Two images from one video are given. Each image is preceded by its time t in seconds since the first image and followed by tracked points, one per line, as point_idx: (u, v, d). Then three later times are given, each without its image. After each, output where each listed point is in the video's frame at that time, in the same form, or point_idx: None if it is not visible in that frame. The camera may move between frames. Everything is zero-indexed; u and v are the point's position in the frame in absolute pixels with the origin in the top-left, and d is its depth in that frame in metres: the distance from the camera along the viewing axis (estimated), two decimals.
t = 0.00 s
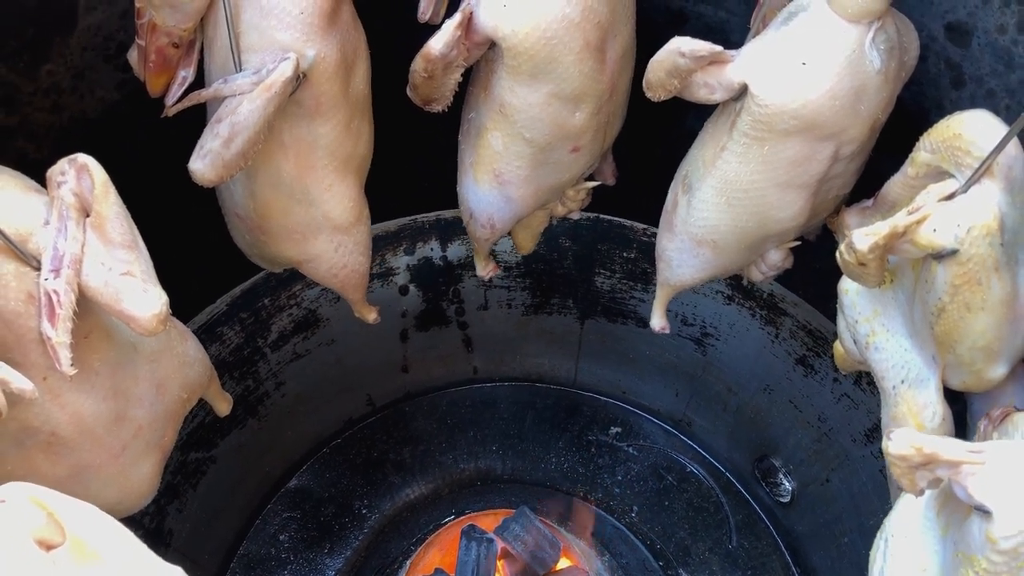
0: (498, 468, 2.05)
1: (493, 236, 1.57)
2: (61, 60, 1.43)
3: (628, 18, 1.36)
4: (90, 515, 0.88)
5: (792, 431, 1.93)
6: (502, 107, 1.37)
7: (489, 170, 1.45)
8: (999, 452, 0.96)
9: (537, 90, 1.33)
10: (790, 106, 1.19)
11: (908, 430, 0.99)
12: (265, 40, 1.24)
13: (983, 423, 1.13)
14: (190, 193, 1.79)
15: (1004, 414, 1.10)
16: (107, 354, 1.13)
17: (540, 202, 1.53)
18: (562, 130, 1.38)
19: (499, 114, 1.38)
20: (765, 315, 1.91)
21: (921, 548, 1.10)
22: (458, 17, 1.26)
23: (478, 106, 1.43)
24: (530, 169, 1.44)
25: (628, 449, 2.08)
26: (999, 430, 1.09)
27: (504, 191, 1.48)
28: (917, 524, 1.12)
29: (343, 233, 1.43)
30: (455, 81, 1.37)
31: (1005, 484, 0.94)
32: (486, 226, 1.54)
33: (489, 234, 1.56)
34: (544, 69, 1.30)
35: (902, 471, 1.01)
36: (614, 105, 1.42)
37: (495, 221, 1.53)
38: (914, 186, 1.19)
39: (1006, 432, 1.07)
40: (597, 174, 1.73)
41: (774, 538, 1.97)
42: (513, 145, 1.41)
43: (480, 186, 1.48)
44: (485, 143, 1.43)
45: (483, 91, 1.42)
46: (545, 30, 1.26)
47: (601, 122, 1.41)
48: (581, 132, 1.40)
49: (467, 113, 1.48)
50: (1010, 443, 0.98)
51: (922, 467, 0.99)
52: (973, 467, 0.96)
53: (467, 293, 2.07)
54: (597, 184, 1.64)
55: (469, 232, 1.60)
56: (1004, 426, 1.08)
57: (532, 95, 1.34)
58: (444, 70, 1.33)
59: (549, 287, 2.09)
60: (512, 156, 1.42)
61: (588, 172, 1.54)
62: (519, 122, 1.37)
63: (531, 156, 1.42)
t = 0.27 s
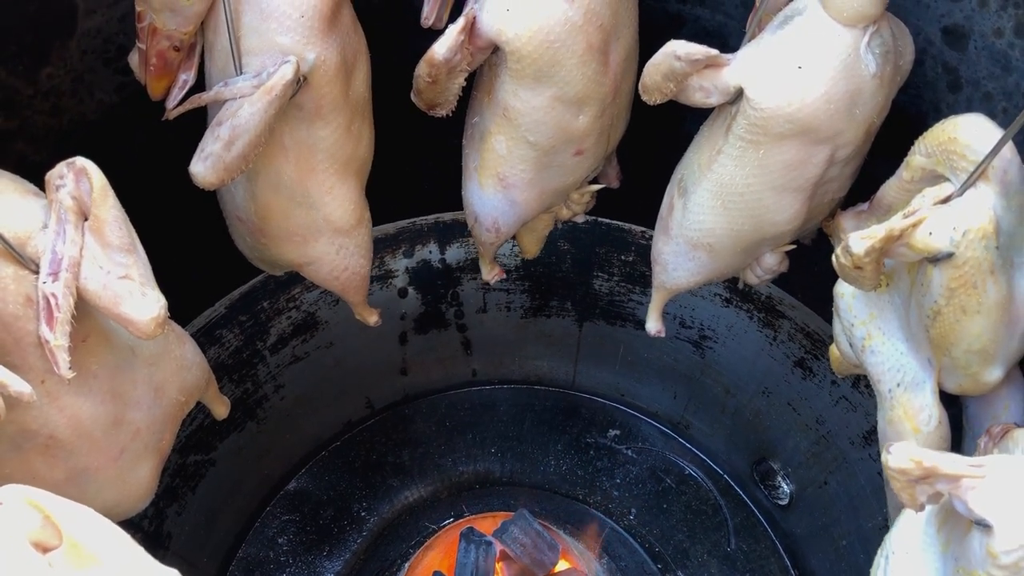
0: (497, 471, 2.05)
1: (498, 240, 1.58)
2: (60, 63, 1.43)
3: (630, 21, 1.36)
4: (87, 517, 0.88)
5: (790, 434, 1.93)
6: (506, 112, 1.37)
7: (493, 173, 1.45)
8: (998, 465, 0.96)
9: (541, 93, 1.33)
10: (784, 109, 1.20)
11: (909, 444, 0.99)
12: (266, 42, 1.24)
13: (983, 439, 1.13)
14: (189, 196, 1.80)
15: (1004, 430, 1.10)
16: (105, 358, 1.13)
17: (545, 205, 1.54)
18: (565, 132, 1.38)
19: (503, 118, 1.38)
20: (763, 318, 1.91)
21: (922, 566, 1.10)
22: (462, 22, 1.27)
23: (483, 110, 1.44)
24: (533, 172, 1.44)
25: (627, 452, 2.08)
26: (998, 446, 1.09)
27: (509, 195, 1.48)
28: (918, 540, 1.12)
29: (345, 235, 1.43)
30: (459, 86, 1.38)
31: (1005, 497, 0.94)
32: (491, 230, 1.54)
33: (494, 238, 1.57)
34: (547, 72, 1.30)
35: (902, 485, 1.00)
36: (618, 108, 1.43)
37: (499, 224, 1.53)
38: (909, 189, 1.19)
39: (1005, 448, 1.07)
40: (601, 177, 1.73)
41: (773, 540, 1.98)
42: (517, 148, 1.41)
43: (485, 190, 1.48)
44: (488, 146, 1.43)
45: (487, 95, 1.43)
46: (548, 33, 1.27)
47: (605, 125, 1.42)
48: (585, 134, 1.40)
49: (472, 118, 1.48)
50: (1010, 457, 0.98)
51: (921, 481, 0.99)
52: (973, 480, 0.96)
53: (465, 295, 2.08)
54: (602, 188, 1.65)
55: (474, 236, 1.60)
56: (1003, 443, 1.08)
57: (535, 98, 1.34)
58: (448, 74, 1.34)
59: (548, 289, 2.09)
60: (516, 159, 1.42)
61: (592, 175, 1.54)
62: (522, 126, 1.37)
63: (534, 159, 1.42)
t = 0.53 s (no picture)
0: (496, 473, 2.05)
1: (495, 243, 1.58)
2: (59, 66, 1.43)
3: (626, 24, 1.36)
4: (84, 523, 0.88)
5: (789, 437, 1.93)
6: (502, 114, 1.38)
7: (490, 175, 1.46)
8: (1003, 475, 0.96)
9: (537, 96, 1.34)
10: (782, 113, 1.20)
11: (912, 453, 0.99)
12: (269, 46, 1.24)
13: (991, 449, 1.11)
14: (189, 199, 1.80)
15: (1011, 439, 1.09)
16: (102, 360, 1.13)
17: (542, 208, 1.54)
18: (562, 135, 1.39)
19: (500, 121, 1.39)
20: (761, 321, 1.92)
21: None
22: (460, 24, 1.27)
23: (479, 113, 1.45)
24: (530, 175, 1.45)
25: (626, 455, 2.08)
26: (1006, 457, 1.07)
27: (506, 198, 1.48)
28: (924, 552, 1.11)
29: (350, 237, 1.43)
30: (457, 88, 1.38)
31: (1011, 506, 0.94)
32: (488, 232, 1.54)
33: (491, 240, 1.57)
34: (544, 75, 1.31)
35: (906, 494, 1.00)
36: (614, 112, 1.43)
37: (496, 227, 1.53)
38: (905, 193, 1.19)
39: (1012, 457, 1.06)
40: (597, 180, 1.73)
41: (771, 543, 1.97)
42: (514, 151, 1.41)
43: (482, 192, 1.48)
44: (486, 149, 1.44)
45: (484, 99, 1.43)
46: (546, 36, 1.27)
47: (600, 128, 1.42)
48: (580, 138, 1.40)
49: (467, 121, 1.49)
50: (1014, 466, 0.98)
51: (926, 490, 0.99)
52: (979, 489, 0.96)
53: (465, 299, 2.08)
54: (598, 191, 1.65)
55: (470, 239, 1.60)
56: (1010, 453, 1.07)
57: (532, 101, 1.34)
58: (446, 76, 1.34)
59: (547, 292, 2.09)
60: (513, 162, 1.43)
61: (588, 177, 1.54)
62: (519, 129, 1.37)
63: (531, 161, 1.42)
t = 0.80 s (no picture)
0: (495, 478, 2.06)
1: (485, 246, 1.58)
2: (60, 71, 1.44)
3: (618, 30, 1.37)
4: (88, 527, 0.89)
5: (788, 441, 1.94)
6: (494, 118, 1.38)
7: (482, 179, 1.46)
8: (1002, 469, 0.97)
9: (529, 100, 1.34)
10: (781, 117, 1.21)
11: (910, 448, 0.99)
12: (270, 50, 1.25)
13: (989, 444, 1.12)
14: (189, 203, 1.80)
15: (1010, 434, 1.09)
16: (104, 363, 1.14)
17: (533, 212, 1.54)
18: (554, 140, 1.39)
19: (491, 124, 1.39)
20: (761, 325, 1.92)
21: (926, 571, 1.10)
22: (452, 28, 1.28)
23: (472, 117, 1.45)
24: (522, 179, 1.45)
25: (625, 459, 2.08)
26: (1004, 451, 1.08)
27: (497, 201, 1.49)
28: (924, 545, 1.12)
29: (351, 242, 1.44)
30: (450, 91, 1.39)
31: (1009, 500, 0.95)
32: (479, 235, 1.55)
33: (482, 244, 1.57)
34: (536, 80, 1.31)
35: (904, 489, 1.00)
36: (604, 117, 1.43)
37: (487, 230, 1.54)
38: (904, 197, 1.20)
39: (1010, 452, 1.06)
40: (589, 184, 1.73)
41: (770, 547, 1.97)
42: (505, 154, 1.42)
43: (473, 196, 1.49)
44: (477, 152, 1.44)
45: (476, 103, 1.44)
46: (538, 42, 1.28)
47: (592, 132, 1.42)
48: (573, 142, 1.41)
49: (460, 123, 1.49)
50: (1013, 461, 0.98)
51: (924, 485, 0.99)
52: (977, 484, 0.96)
53: (464, 303, 2.08)
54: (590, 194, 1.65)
55: (462, 242, 1.61)
56: (1009, 447, 1.07)
57: (524, 105, 1.35)
58: (439, 80, 1.35)
59: (547, 296, 2.10)
60: (505, 165, 1.43)
61: (580, 182, 1.55)
62: (511, 133, 1.38)
63: (523, 165, 1.43)
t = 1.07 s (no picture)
0: (495, 482, 2.05)
1: (483, 250, 1.59)
2: (61, 77, 1.44)
3: (616, 36, 1.38)
4: (89, 527, 0.89)
5: (787, 445, 1.94)
6: (492, 123, 1.38)
7: (479, 184, 1.46)
8: (990, 461, 0.97)
9: (527, 106, 1.35)
10: (780, 122, 1.21)
11: (901, 441, 0.99)
12: (267, 57, 1.26)
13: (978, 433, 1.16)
14: (189, 208, 1.81)
15: (999, 424, 1.13)
16: (105, 367, 1.14)
17: (530, 216, 1.55)
18: (552, 145, 1.40)
19: (489, 130, 1.40)
20: (759, 329, 1.93)
21: (917, 560, 1.12)
22: (451, 35, 1.29)
23: (469, 122, 1.46)
24: (519, 184, 1.46)
25: (624, 463, 2.09)
26: (993, 441, 1.12)
27: (495, 206, 1.49)
28: (913, 535, 1.13)
29: (345, 247, 1.44)
30: (447, 97, 1.40)
31: (997, 493, 0.95)
32: (476, 240, 1.56)
33: (479, 248, 1.58)
34: (534, 86, 1.32)
35: (896, 481, 1.00)
36: (602, 123, 1.44)
37: (485, 235, 1.54)
38: (903, 201, 1.21)
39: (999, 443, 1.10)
40: (586, 189, 1.74)
41: (769, 552, 1.98)
42: (503, 159, 1.42)
43: (471, 201, 1.49)
44: (475, 157, 1.44)
45: (474, 108, 1.45)
46: (536, 47, 1.29)
47: (590, 138, 1.43)
48: (570, 147, 1.42)
49: (458, 129, 1.50)
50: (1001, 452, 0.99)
51: (914, 477, 0.99)
52: (966, 476, 0.96)
53: (464, 308, 2.09)
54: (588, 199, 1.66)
55: (460, 246, 1.61)
56: (998, 437, 1.11)
57: (522, 111, 1.35)
58: (436, 86, 1.36)
59: (547, 300, 2.10)
60: (502, 171, 1.43)
61: (577, 187, 1.55)
62: (508, 138, 1.39)
63: (521, 170, 1.43)
